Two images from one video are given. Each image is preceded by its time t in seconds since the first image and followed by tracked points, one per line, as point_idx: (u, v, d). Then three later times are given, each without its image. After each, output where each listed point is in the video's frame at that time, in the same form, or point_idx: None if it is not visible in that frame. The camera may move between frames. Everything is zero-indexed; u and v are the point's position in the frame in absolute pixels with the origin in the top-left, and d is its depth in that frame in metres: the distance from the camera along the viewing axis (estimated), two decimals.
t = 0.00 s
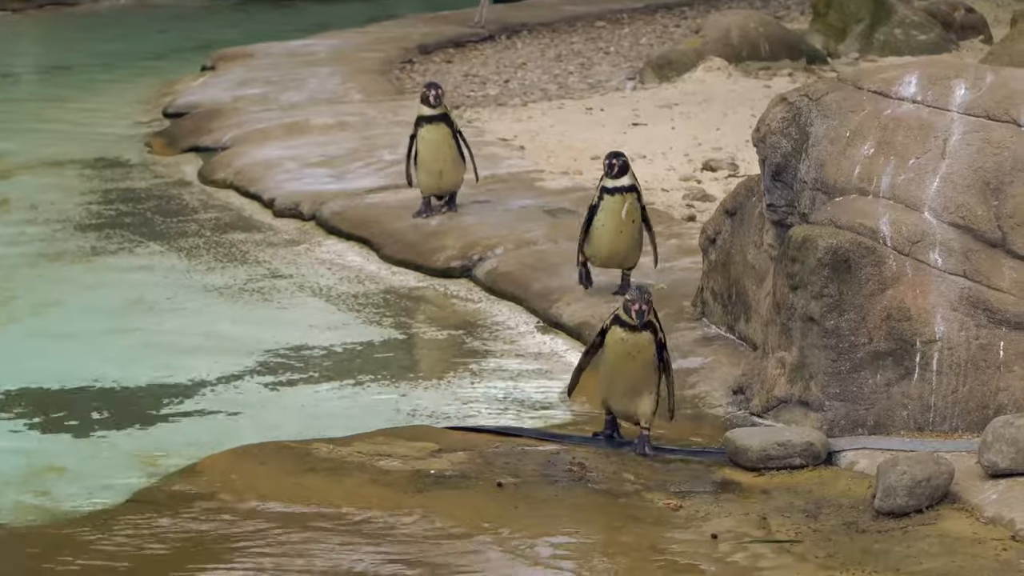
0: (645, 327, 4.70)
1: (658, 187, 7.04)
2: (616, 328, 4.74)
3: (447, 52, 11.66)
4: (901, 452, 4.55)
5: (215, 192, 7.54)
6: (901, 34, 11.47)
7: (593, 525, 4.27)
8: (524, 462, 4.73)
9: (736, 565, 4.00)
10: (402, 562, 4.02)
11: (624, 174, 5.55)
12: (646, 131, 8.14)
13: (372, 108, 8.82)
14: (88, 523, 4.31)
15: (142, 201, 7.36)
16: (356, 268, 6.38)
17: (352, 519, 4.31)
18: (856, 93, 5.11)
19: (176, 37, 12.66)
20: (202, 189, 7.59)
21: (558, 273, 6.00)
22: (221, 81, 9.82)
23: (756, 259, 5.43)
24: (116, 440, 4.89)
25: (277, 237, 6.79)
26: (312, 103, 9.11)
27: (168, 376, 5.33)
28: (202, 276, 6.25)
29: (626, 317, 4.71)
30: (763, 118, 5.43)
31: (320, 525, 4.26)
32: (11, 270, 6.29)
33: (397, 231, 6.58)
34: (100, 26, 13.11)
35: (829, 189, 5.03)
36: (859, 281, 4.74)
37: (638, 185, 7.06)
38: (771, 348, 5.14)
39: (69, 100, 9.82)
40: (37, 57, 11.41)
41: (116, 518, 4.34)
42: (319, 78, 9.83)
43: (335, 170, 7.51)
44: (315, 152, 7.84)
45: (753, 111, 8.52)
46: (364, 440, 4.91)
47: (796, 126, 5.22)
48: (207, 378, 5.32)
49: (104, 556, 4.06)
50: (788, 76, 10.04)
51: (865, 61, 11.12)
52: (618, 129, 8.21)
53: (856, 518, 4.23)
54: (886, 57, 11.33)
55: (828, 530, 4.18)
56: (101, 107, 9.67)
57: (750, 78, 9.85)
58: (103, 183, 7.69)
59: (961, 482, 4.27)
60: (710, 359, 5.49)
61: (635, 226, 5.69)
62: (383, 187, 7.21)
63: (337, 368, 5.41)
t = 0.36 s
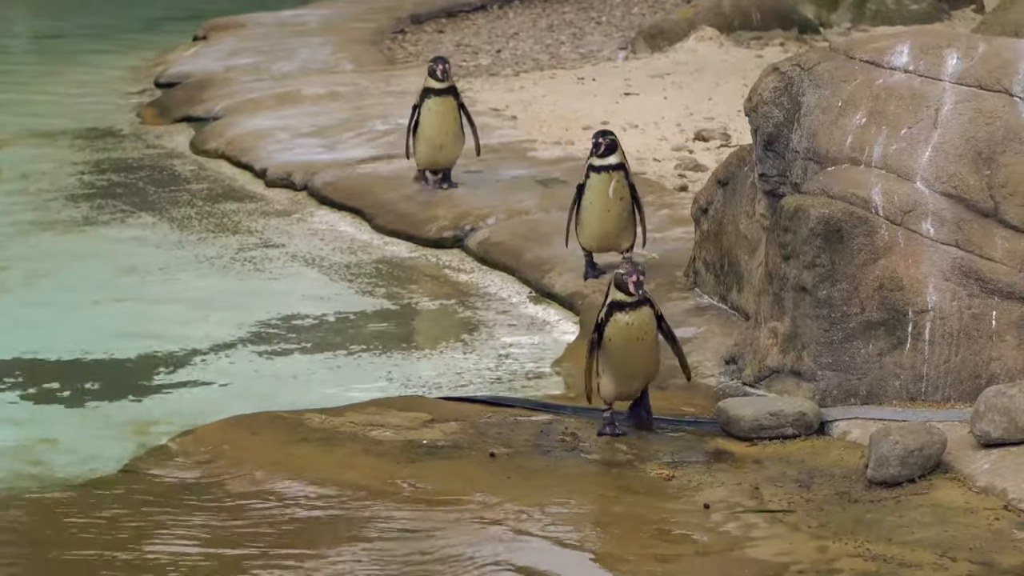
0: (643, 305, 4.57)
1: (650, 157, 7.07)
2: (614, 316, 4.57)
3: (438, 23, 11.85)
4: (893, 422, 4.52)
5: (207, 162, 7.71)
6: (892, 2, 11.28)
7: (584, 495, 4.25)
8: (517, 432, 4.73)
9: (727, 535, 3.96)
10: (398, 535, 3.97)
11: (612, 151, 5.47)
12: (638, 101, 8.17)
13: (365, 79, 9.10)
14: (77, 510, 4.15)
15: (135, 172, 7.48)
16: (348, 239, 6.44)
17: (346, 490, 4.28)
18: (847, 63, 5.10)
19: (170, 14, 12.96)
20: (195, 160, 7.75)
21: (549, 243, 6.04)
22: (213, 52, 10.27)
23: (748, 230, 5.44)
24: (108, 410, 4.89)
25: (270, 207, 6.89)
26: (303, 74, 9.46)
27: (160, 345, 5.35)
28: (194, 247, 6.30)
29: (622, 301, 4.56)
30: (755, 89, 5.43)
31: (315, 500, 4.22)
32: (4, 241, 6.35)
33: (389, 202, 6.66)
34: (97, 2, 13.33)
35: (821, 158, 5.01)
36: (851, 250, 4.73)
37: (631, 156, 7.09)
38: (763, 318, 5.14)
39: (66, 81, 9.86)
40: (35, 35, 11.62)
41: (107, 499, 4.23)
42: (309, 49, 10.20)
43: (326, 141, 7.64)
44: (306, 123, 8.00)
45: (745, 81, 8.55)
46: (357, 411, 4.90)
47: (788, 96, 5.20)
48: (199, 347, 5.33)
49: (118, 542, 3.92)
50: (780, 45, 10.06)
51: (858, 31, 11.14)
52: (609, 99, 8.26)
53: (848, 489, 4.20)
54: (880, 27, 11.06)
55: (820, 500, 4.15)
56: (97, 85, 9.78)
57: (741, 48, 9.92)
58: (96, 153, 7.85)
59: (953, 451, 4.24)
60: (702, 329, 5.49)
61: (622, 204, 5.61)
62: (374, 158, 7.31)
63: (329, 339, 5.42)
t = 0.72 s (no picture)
0: (675, 291, 4.56)
1: (647, 134, 7.07)
2: (647, 298, 4.57)
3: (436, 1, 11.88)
4: (890, 398, 4.52)
5: (204, 139, 7.73)
6: None
7: (581, 473, 4.24)
8: (514, 409, 4.73)
9: (723, 511, 3.94)
10: (393, 511, 3.96)
11: (617, 140, 5.37)
12: (634, 78, 8.17)
13: (362, 55, 9.15)
14: (65, 519, 3.91)
15: (131, 149, 7.50)
16: (346, 217, 6.45)
17: (341, 469, 4.27)
18: (844, 39, 5.09)
19: None
20: (192, 138, 7.76)
21: (546, 219, 6.05)
22: (211, 29, 10.35)
23: (745, 206, 5.44)
24: (105, 387, 4.89)
25: (266, 184, 6.91)
26: (301, 50, 9.50)
27: (157, 323, 5.36)
28: (191, 226, 6.31)
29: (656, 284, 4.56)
30: (752, 65, 5.42)
31: (311, 477, 4.21)
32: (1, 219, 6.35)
33: (385, 180, 6.69)
34: None
35: (818, 135, 4.99)
36: (848, 227, 4.71)
37: (627, 133, 7.09)
38: (761, 295, 5.13)
39: (64, 61, 9.83)
40: (33, 15, 11.66)
41: (98, 491, 4.12)
42: (306, 25, 10.19)
43: (323, 119, 7.66)
44: (302, 101, 8.02)
45: (741, 58, 8.55)
46: (354, 388, 4.91)
47: (784, 72, 5.19)
48: (196, 325, 5.34)
49: (146, 533, 3.81)
50: (777, 21, 10.05)
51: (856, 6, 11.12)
52: (606, 76, 8.26)
53: (845, 465, 4.19)
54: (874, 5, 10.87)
55: (817, 477, 4.13)
56: (94, 64, 9.81)
57: (738, 24, 9.92)
58: (93, 130, 7.87)
59: (950, 428, 4.24)
60: (699, 306, 5.49)
61: (636, 191, 5.50)
62: (371, 135, 7.32)
63: (325, 317, 5.42)
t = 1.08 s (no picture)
0: (681, 290, 4.36)
1: (641, 117, 7.07)
2: (652, 298, 4.36)
3: None
4: (883, 380, 4.50)
5: (198, 122, 7.74)
6: None
7: (575, 455, 4.24)
8: (508, 392, 4.72)
9: (716, 493, 3.95)
10: (388, 491, 3.96)
11: (631, 139, 5.28)
12: (629, 61, 8.18)
13: (356, 38, 9.14)
14: (59, 510, 3.86)
15: (125, 131, 7.50)
16: (340, 199, 6.46)
17: (334, 449, 4.28)
18: (838, 22, 5.06)
19: None
20: (186, 121, 7.77)
21: (541, 202, 6.06)
22: (204, 11, 10.33)
23: (740, 189, 5.45)
24: (99, 369, 4.90)
25: (260, 166, 6.92)
26: (295, 33, 9.50)
27: (151, 306, 5.36)
28: (185, 208, 6.31)
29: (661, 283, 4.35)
30: (746, 47, 5.40)
31: (305, 458, 4.21)
32: None
33: (380, 162, 6.69)
34: None
35: (812, 117, 4.98)
36: (843, 209, 4.71)
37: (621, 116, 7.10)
38: (755, 278, 5.14)
39: (58, 45, 9.83)
40: None
41: (91, 478, 4.09)
42: (300, 8, 10.18)
43: (317, 101, 7.66)
44: (296, 83, 8.02)
45: (736, 40, 8.55)
46: (348, 370, 4.91)
47: (779, 54, 5.17)
48: (190, 308, 5.34)
49: (140, 515, 3.82)
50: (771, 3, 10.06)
51: None
52: (600, 59, 8.27)
53: (839, 447, 4.18)
54: None
55: (811, 459, 4.13)
56: (88, 47, 9.81)
57: (732, 6, 9.93)
58: (87, 113, 7.87)
59: (944, 411, 4.23)
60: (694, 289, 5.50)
61: (638, 195, 5.40)
62: (365, 118, 7.32)
63: (319, 299, 5.42)
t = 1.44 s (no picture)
0: (705, 284, 4.16)
1: (637, 99, 7.08)
2: (675, 291, 4.16)
3: None
4: (879, 362, 4.50)
5: (193, 105, 7.73)
6: None
7: (571, 437, 4.23)
8: (503, 373, 4.72)
9: (712, 475, 3.95)
10: (384, 473, 3.96)
11: (621, 135, 5.18)
12: (624, 43, 8.18)
13: (351, 21, 9.13)
14: (55, 493, 3.86)
15: (120, 114, 7.49)
16: (336, 182, 6.47)
17: (330, 431, 4.28)
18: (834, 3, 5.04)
19: None
20: (181, 104, 7.77)
21: (536, 184, 6.07)
22: None
23: (735, 171, 5.45)
24: (94, 352, 4.90)
25: (255, 149, 6.92)
26: (290, 16, 9.48)
27: (146, 289, 5.36)
28: (180, 191, 6.31)
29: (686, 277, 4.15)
30: (742, 29, 5.39)
31: (301, 439, 4.22)
32: None
33: (375, 144, 6.69)
34: None
35: (807, 100, 4.98)
36: (838, 191, 4.70)
37: (616, 98, 7.11)
38: (750, 260, 5.14)
39: (53, 28, 9.82)
40: None
41: (86, 464, 4.06)
42: None
43: (312, 84, 7.66)
44: (291, 66, 8.02)
45: (731, 23, 8.55)
46: (343, 352, 4.91)
47: (774, 37, 5.16)
48: (185, 292, 5.34)
49: (136, 497, 3.82)
50: None
51: None
52: (595, 41, 8.26)
53: (835, 430, 4.18)
54: None
55: (807, 441, 4.12)
56: (83, 30, 9.80)
57: None
58: (81, 96, 7.86)
59: (940, 392, 4.23)
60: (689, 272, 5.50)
61: (633, 190, 5.30)
62: (360, 100, 7.32)
63: (314, 282, 5.42)
